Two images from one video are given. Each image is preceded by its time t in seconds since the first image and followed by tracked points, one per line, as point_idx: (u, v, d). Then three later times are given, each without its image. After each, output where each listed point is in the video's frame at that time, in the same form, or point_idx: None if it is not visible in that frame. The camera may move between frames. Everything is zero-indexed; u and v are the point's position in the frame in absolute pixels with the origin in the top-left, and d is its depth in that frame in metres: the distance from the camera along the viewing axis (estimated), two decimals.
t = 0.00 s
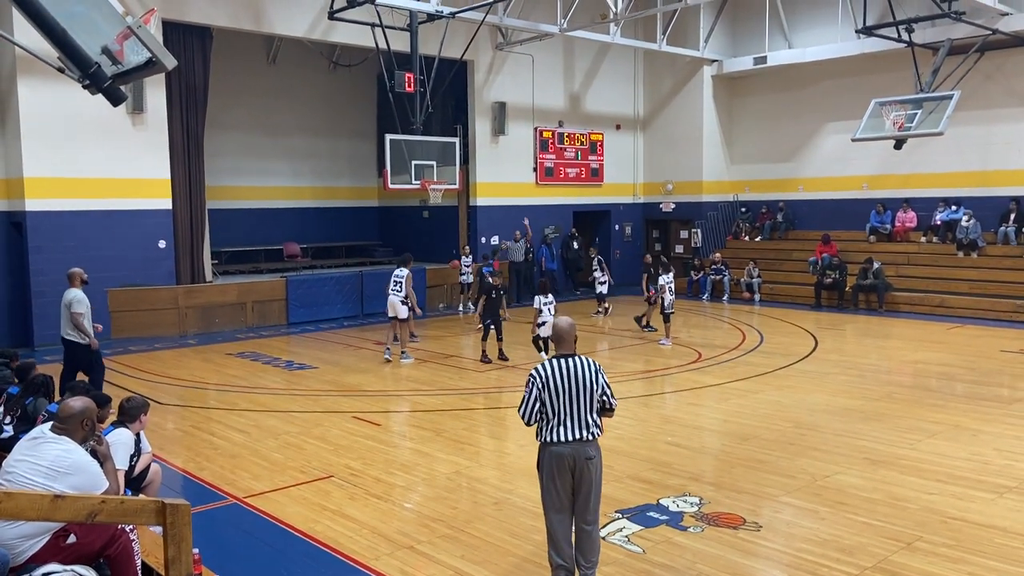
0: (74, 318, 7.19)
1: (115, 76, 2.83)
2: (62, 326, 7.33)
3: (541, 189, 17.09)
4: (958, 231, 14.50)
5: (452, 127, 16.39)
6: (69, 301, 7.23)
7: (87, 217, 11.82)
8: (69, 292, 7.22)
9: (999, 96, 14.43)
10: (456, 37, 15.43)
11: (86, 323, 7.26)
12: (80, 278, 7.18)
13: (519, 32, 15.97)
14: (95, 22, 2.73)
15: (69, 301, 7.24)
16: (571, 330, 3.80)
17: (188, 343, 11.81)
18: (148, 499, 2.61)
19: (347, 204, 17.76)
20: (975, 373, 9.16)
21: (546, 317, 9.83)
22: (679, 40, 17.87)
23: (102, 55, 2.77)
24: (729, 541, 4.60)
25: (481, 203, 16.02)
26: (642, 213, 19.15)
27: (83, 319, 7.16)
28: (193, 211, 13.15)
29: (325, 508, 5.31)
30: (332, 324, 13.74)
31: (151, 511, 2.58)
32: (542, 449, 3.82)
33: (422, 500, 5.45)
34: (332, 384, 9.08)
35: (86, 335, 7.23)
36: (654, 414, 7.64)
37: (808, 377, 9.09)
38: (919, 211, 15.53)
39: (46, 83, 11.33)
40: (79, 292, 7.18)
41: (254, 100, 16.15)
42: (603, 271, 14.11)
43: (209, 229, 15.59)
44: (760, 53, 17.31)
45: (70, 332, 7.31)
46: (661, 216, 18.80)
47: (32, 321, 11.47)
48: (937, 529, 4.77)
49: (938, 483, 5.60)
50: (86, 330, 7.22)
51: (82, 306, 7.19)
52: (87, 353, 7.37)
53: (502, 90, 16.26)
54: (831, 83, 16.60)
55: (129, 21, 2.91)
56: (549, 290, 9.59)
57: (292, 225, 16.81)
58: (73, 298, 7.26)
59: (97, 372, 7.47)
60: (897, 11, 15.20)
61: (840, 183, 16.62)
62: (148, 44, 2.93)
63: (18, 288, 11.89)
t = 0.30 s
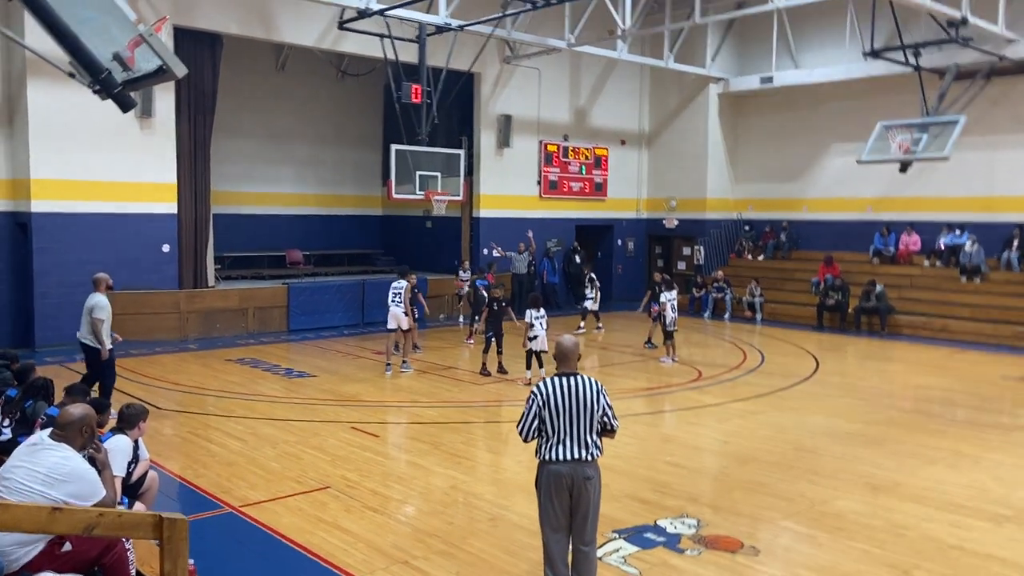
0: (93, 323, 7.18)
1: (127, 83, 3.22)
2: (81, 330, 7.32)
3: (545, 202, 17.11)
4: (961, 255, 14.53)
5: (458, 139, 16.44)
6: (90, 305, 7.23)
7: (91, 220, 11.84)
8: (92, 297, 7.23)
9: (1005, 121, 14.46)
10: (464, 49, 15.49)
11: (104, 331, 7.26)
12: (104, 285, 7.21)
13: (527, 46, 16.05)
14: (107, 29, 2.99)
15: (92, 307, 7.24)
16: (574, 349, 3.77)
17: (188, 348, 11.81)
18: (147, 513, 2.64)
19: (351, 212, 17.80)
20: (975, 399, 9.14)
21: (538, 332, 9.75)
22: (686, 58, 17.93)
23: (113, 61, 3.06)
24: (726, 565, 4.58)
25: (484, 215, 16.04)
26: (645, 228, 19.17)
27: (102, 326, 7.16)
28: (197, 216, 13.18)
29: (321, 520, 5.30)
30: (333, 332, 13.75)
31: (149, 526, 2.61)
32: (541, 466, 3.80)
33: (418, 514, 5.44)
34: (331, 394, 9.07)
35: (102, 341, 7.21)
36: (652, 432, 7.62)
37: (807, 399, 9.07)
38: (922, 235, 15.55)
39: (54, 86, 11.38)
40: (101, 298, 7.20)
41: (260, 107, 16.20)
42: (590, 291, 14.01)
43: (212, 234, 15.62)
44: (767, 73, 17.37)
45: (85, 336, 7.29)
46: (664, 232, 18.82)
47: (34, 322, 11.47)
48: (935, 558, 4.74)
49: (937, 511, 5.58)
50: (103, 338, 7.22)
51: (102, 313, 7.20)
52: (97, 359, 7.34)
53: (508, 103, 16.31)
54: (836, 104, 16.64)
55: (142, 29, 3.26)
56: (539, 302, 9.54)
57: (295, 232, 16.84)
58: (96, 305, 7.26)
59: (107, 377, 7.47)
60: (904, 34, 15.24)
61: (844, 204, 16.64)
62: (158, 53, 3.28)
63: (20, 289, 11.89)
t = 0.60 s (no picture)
0: (97, 314, 7.16)
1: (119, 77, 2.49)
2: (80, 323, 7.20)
3: (533, 215, 17.14)
4: (941, 289, 14.70)
5: (450, 147, 16.45)
6: (94, 297, 7.17)
7: (75, 210, 11.73)
8: (96, 289, 7.19)
9: (990, 160, 14.68)
10: (462, 59, 15.53)
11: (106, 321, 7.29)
12: (109, 277, 7.24)
13: (524, 59, 16.11)
14: (103, 18, 2.42)
15: (94, 299, 7.17)
16: (559, 370, 3.77)
17: (167, 344, 11.71)
18: (118, 523, 2.62)
19: (339, 215, 17.75)
20: (949, 434, 9.24)
21: (516, 345, 9.74)
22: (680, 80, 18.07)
23: (107, 53, 2.47)
24: None
25: (472, 225, 16.05)
26: (632, 246, 19.24)
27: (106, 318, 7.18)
28: (183, 212, 13.09)
29: (293, 527, 5.25)
30: (314, 335, 13.68)
31: (120, 536, 2.59)
32: (519, 486, 3.79)
33: (391, 526, 5.41)
34: (309, 398, 9.01)
35: (105, 332, 7.23)
36: (630, 452, 7.64)
37: (784, 426, 9.13)
38: (904, 267, 15.75)
39: (46, 72, 11.28)
40: (106, 290, 7.21)
41: (253, 105, 16.13)
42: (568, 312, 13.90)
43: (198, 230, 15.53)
44: (760, 99, 17.53)
45: (84, 328, 7.19)
46: (651, 251, 18.91)
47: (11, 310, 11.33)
48: None
49: (907, 546, 5.62)
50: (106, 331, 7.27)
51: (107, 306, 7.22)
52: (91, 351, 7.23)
53: (502, 114, 16.35)
54: (827, 133, 16.82)
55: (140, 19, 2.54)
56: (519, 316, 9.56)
57: (282, 232, 16.77)
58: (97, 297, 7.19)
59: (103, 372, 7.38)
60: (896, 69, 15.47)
61: (829, 233, 16.81)
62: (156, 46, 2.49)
63: None
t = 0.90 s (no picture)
0: (71, 311, 6.96)
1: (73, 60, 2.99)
2: (52, 315, 7.00)
3: (499, 204, 17.12)
4: (896, 277, 15.02)
5: (415, 136, 16.32)
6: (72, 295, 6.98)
7: (26, 198, 11.40)
8: (75, 286, 6.99)
9: (945, 150, 15.01)
10: (426, 46, 15.39)
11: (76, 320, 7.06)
12: (84, 272, 7.03)
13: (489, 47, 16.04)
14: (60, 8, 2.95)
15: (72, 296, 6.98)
16: (525, 361, 3.78)
17: (124, 335, 11.47)
18: (76, 520, 2.55)
19: (302, 204, 17.51)
20: (904, 419, 9.46)
21: (481, 336, 9.70)
22: (645, 70, 18.16)
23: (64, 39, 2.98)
24: None
25: (437, 214, 15.97)
26: (597, 235, 19.32)
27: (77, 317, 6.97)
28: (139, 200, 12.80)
29: (256, 520, 5.19)
30: (276, 325, 13.50)
31: (78, 533, 2.52)
32: (485, 476, 3.79)
33: (355, 517, 5.37)
34: (271, 389, 8.90)
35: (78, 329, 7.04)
36: (594, 440, 7.68)
37: (745, 413, 9.26)
38: (862, 256, 16.06)
39: None
40: (80, 285, 7.00)
41: (213, 91, 15.83)
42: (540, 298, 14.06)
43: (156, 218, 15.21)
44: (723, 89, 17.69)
45: (57, 324, 6.99)
46: (615, 240, 19.01)
47: None
48: None
49: (864, 529, 5.75)
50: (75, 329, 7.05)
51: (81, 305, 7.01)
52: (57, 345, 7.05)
53: (467, 102, 16.27)
54: (788, 124, 17.05)
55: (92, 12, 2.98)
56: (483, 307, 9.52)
57: (243, 220, 16.50)
58: (75, 294, 7.00)
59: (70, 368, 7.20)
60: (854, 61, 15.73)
61: (790, 222, 17.06)
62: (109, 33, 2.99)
63: None
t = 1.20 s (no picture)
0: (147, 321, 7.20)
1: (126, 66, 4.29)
2: (127, 322, 7.21)
3: (539, 190, 17.09)
4: (953, 246, 14.64)
5: (453, 126, 16.36)
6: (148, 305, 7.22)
7: (83, 206, 11.74)
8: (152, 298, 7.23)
9: (999, 113, 14.53)
10: (460, 36, 15.39)
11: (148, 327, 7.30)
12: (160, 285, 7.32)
13: (523, 33, 15.97)
14: (111, 24, 4.23)
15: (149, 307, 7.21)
16: (577, 346, 3.79)
17: (181, 335, 11.77)
18: (155, 513, 2.63)
19: (345, 200, 17.70)
20: (966, 391, 9.23)
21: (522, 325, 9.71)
22: (683, 47, 17.91)
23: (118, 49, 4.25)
24: (722, 557, 4.62)
25: (479, 202, 16.01)
26: (639, 217, 19.16)
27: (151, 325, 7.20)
28: (188, 203, 13.09)
29: (319, 511, 5.30)
30: (326, 320, 13.70)
31: (158, 525, 2.60)
32: (541, 461, 3.80)
33: (414, 505, 5.44)
34: (325, 383, 9.05)
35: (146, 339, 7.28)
36: (647, 423, 7.65)
37: (800, 390, 9.12)
38: (915, 226, 15.66)
39: (45, 68, 11.23)
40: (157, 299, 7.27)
41: (254, 92, 16.07)
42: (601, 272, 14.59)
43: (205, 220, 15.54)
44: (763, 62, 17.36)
45: (128, 331, 7.19)
46: (658, 221, 18.83)
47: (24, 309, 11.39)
48: (928, 550, 4.80)
49: (930, 503, 5.63)
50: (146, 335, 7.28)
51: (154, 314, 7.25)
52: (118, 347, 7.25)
53: (504, 90, 16.26)
54: (833, 94, 16.66)
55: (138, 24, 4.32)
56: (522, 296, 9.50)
57: (288, 218, 16.76)
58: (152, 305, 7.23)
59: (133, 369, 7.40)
60: (899, 26, 15.30)
61: (839, 195, 16.69)
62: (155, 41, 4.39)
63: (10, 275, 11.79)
